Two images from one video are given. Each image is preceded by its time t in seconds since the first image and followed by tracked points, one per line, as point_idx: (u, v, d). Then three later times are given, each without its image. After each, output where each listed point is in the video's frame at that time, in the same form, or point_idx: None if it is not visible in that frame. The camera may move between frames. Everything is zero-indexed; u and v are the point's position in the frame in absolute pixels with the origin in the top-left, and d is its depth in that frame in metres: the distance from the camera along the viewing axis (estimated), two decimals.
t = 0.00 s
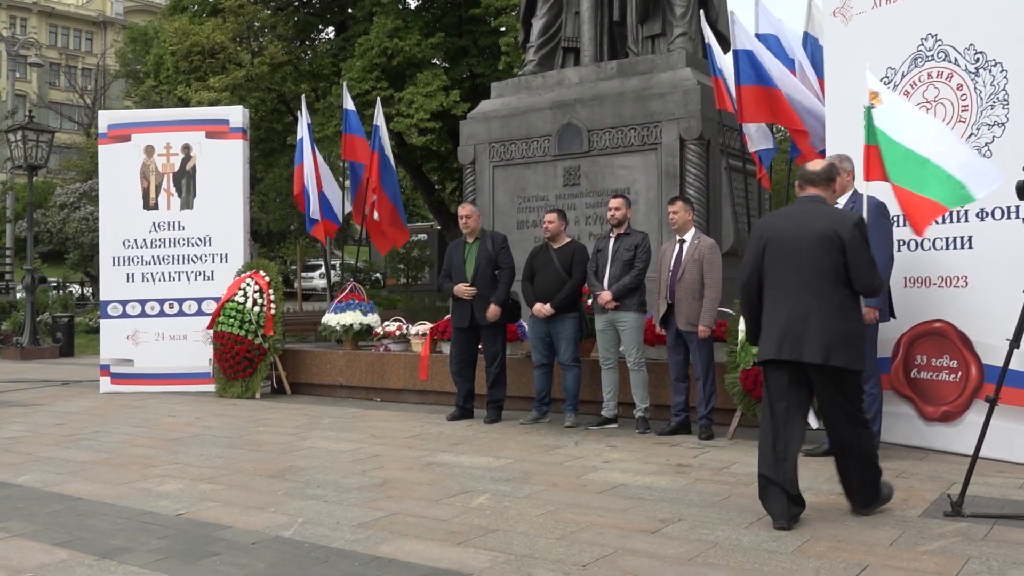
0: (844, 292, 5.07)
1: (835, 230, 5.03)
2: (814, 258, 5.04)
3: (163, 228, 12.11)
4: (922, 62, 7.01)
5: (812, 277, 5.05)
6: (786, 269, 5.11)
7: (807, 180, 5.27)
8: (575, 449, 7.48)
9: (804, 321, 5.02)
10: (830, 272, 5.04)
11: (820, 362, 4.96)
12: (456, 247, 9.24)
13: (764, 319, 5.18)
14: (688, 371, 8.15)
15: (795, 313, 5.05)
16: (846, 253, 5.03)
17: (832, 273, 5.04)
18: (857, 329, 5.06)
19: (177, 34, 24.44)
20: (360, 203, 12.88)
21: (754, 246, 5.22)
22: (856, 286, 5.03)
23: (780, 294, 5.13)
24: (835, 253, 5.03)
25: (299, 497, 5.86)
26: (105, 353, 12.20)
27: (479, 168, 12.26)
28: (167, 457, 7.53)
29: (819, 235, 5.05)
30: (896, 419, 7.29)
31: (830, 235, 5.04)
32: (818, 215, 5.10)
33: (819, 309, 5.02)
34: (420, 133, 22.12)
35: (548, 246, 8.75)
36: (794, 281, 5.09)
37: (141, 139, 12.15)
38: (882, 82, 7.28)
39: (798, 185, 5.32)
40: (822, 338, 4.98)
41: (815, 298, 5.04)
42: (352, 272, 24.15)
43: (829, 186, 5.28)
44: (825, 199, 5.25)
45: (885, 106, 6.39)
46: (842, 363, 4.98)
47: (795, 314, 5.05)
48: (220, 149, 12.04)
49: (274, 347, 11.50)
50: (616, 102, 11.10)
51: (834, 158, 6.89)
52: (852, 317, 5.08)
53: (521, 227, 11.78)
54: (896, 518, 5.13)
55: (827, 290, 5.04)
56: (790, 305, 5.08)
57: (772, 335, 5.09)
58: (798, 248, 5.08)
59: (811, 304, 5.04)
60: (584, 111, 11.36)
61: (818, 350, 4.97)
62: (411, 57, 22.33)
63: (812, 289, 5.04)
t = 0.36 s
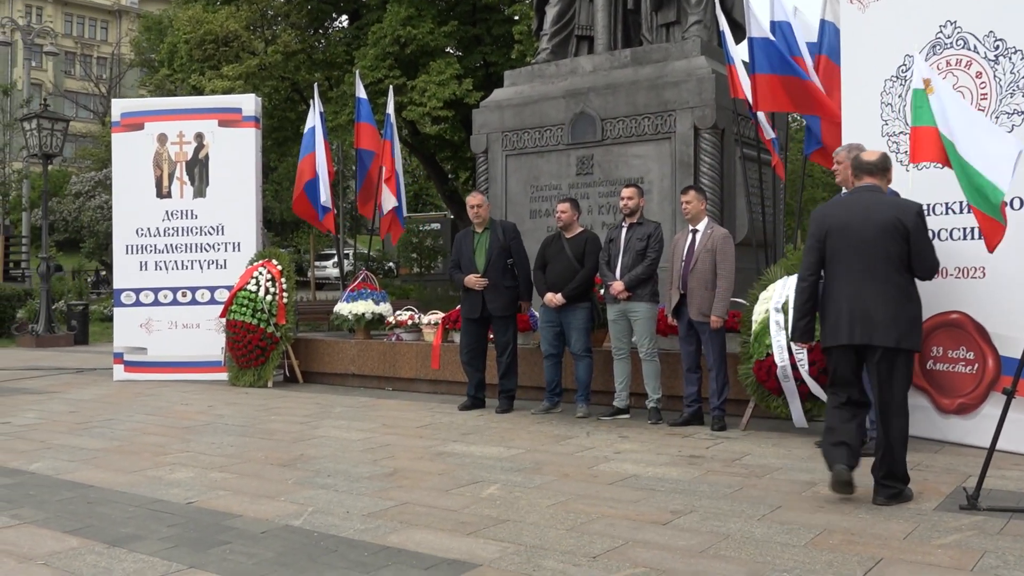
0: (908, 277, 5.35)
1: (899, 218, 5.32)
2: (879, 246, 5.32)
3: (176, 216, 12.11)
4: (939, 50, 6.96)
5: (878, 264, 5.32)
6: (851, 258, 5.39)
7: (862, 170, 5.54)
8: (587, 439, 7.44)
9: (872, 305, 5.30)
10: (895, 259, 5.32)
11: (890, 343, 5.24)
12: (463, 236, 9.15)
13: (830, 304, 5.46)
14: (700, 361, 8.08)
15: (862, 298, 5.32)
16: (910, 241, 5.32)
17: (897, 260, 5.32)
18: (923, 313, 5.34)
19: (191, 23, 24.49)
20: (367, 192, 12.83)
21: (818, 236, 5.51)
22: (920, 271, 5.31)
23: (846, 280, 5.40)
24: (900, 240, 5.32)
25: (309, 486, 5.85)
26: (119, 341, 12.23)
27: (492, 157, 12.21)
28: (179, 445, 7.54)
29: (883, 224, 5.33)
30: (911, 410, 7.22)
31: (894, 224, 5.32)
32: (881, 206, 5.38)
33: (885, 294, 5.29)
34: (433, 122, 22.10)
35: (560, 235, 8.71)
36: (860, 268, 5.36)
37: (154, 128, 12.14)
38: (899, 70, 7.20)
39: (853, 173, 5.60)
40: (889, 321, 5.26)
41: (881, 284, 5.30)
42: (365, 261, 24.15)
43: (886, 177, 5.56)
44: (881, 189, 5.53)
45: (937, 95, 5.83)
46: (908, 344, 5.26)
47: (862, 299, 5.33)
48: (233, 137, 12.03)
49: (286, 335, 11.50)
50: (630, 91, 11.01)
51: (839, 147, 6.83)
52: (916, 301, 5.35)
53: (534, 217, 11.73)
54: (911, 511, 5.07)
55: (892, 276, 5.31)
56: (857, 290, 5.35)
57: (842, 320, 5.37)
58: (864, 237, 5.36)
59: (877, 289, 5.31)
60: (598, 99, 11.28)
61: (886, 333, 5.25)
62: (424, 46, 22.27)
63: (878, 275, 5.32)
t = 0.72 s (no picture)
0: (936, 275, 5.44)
1: (931, 217, 5.40)
2: (915, 245, 5.38)
3: (187, 206, 12.11)
4: (955, 39, 6.88)
5: (914, 262, 5.38)
6: (887, 256, 5.41)
7: (886, 170, 5.65)
8: (596, 431, 7.41)
9: (910, 303, 5.33)
10: (927, 257, 5.40)
11: (929, 340, 5.29)
12: (473, 227, 9.07)
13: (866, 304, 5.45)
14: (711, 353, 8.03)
15: (900, 296, 5.35)
16: (940, 239, 5.41)
17: (930, 258, 5.40)
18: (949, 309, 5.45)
19: (202, 12, 24.53)
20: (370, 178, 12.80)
21: (852, 237, 5.50)
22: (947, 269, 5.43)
23: (881, 277, 5.42)
24: (932, 239, 5.40)
25: (317, 476, 5.83)
26: (130, 331, 12.25)
27: (502, 147, 12.16)
28: (188, 434, 7.55)
29: (917, 222, 5.39)
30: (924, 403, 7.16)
31: (928, 222, 5.39)
32: (914, 204, 5.44)
33: (921, 290, 5.35)
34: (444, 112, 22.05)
35: (570, 226, 8.68)
36: (896, 267, 5.39)
37: (165, 117, 12.13)
38: (914, 59, 7.11)
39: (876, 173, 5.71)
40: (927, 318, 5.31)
41: (917, 280, 5.36)
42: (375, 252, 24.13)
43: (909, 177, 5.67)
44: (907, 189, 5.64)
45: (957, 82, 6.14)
46: (944, 340, 5.33)
47: (901, 297, 5.35)
48: (243, 126, 12.01)
49: (296, 326, 11.49)
50: (641, 81, 10.94)
51: (846, 139, 6.76)
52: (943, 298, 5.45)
53: (544, 207, 11.68)
54: (923, 505, 5.02)
55: (925, 273, 5.38)
56: (895, 289, 5.37)
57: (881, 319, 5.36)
58: (901, 236, 5.39)
59: (913, 286, 5.35)
60: (609, 89, 11.21)
61: (924, 329, 5.29)
62: (435, 35, 22.19)
63: (914, 272, 5.37)
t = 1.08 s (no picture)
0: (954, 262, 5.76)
1: (952, 210, 5.69)
2: (939, 236, 5.66)
3: (195, 198, 12.10)
4: (968, 29, 6.82)
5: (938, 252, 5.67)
6: (914, 247, 5.68)
7: (906, 162, 5.83)
8: (603, 424, 7.38)
9: (935, 291, 5.62)
10: (949, 246, 5.69)
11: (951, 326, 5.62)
12: (501, 217, 9.07)
13: (893, 294, 5.70)
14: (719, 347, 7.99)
15: (926, 286, 5.63)
16: (959, 229, 5.73)
17: (951, 248, 5.70)
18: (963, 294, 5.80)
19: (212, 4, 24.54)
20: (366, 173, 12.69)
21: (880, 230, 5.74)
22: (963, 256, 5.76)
23: (905, 267, 5.69)
24: (952, 229, 5.69)
25: (322, 469, 5.82)
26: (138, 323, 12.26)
27: (510, 139, 12.11)
28: (195, 427, 7.55)
29: (940, 214, 5.67)
30: (935, 398, 7.11)
31: (950, 214, 5.68)
32: (936, 197, 5.71)
33: (943, 281, 5.65)
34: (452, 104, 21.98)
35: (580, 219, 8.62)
36: (922, 258, 5.66)
37: (173, 109, 12.11)
38: (926, 50, 7.04)
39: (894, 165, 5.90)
40: (950, 305, 5.62)
41: (939, 270, 5.66)
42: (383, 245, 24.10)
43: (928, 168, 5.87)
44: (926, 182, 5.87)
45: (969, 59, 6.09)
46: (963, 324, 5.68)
47: (927, 287, 5.63)
48: (251, 119, 11.99)
49: (304, 318, 11.48)
50: (650, 73, 10.87)
51: (857, 130, 6.68)
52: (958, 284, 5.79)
53: (552, 200, 11.63)
54: (933, 500, 4.98)
55: (947, 262, 5.68)
56: (921, 279, 5.64)
57: (909, 308, 5.63)
58: (927, 228, 5.66)
59: (937, 275, 5.65)
60: (618, 81, 11.15)
61: (948, 315, 5.61)
62: (443, 28, 22.10)
63: (938, 262, 5.66)
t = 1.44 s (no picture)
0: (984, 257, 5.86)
1: (991, 206, 5.77)
2: (982, 231, 5.72)
3: (201, 194, 12.10)
4: (976, 24, 6.77)
5: (980, 247, 5.73)
6: (960, 243, 5.69)
7: (942, 158, 5.88)
8: (608, 421, 7.35)
9: (977, 286, 5.68)
10: (986, 242, 5.78)
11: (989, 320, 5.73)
12: (509, 214, 9.07)
13: (937, 289, 5.68)
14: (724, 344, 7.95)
15: (971, 281, 5.67)
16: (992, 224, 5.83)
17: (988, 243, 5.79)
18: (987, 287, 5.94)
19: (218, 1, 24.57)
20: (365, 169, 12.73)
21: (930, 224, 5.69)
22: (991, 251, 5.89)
23: (950, 263, 5.69)
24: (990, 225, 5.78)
25: (325, 466, 5.80)
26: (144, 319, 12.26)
27: (516, 136, 12.08)
28: (199, 423, 7.53)
29: (982, 210, 5.73)
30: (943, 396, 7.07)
31: (989, 210, 5.75)
32: (977, 193, 5.75)
33: (982, 278, 5.72)
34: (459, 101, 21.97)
35: (585, 215, 8.59)
36: (967, 253, 5.70)
37: (179, 106, 12.10)
38: (934, 45, 7.00)
39: (930, 159, 5.93)
40: (988, 300, 5.73)
41: (978, 267, 5.72)
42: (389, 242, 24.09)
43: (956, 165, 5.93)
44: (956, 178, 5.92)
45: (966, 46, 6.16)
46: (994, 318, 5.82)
47: (971, 282, 5.67)
48: (256, 115, 11.98)
49: (309, 315, 11.47)
50: (656, 69, 10.83)
51: (867, 125, 6.66)
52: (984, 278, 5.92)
53: (558, 196, 11.60)
54: (940, 498, 4.95)
55: (984, 257, 5.76)
56: (966, 274, 5.68)
57: (954, 304, 5.64)
58: (973, 225, 5.69)
59: (979, 271, 5.72)
60: (624, 77, 11.10)
61: (988, 310, 5.71)
62: (449, 24, 22.07)
63: (979, 257, 5.72)
